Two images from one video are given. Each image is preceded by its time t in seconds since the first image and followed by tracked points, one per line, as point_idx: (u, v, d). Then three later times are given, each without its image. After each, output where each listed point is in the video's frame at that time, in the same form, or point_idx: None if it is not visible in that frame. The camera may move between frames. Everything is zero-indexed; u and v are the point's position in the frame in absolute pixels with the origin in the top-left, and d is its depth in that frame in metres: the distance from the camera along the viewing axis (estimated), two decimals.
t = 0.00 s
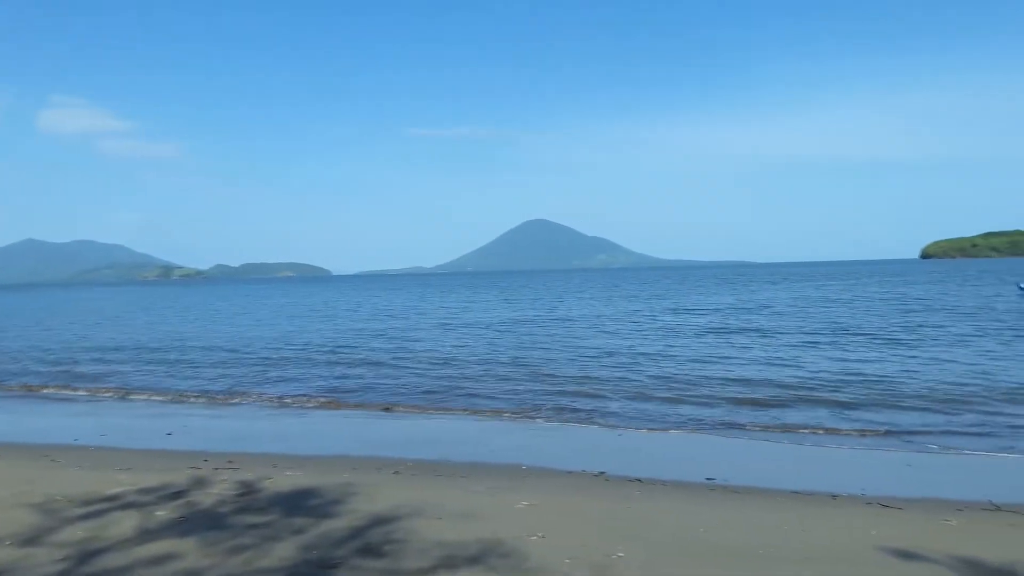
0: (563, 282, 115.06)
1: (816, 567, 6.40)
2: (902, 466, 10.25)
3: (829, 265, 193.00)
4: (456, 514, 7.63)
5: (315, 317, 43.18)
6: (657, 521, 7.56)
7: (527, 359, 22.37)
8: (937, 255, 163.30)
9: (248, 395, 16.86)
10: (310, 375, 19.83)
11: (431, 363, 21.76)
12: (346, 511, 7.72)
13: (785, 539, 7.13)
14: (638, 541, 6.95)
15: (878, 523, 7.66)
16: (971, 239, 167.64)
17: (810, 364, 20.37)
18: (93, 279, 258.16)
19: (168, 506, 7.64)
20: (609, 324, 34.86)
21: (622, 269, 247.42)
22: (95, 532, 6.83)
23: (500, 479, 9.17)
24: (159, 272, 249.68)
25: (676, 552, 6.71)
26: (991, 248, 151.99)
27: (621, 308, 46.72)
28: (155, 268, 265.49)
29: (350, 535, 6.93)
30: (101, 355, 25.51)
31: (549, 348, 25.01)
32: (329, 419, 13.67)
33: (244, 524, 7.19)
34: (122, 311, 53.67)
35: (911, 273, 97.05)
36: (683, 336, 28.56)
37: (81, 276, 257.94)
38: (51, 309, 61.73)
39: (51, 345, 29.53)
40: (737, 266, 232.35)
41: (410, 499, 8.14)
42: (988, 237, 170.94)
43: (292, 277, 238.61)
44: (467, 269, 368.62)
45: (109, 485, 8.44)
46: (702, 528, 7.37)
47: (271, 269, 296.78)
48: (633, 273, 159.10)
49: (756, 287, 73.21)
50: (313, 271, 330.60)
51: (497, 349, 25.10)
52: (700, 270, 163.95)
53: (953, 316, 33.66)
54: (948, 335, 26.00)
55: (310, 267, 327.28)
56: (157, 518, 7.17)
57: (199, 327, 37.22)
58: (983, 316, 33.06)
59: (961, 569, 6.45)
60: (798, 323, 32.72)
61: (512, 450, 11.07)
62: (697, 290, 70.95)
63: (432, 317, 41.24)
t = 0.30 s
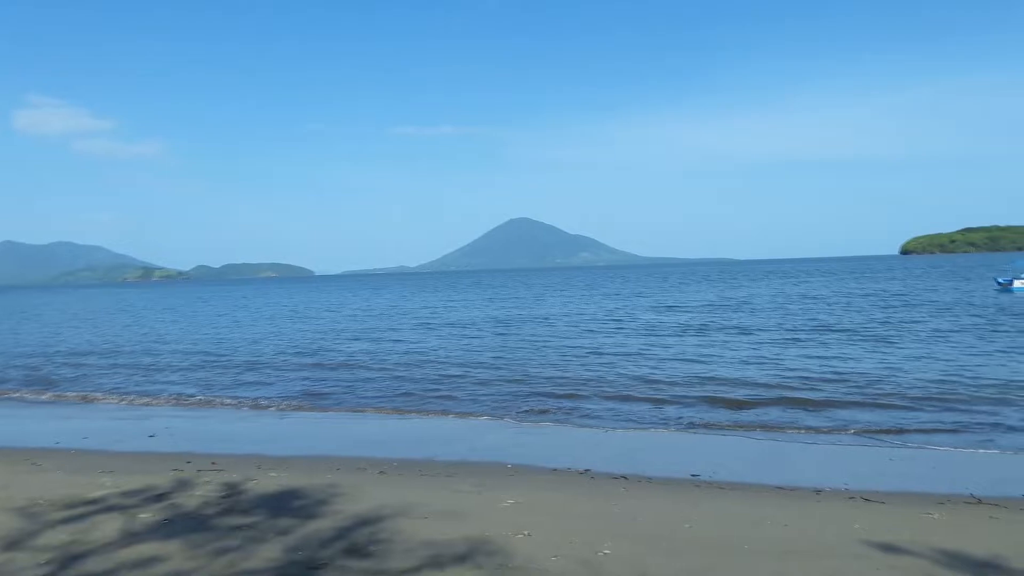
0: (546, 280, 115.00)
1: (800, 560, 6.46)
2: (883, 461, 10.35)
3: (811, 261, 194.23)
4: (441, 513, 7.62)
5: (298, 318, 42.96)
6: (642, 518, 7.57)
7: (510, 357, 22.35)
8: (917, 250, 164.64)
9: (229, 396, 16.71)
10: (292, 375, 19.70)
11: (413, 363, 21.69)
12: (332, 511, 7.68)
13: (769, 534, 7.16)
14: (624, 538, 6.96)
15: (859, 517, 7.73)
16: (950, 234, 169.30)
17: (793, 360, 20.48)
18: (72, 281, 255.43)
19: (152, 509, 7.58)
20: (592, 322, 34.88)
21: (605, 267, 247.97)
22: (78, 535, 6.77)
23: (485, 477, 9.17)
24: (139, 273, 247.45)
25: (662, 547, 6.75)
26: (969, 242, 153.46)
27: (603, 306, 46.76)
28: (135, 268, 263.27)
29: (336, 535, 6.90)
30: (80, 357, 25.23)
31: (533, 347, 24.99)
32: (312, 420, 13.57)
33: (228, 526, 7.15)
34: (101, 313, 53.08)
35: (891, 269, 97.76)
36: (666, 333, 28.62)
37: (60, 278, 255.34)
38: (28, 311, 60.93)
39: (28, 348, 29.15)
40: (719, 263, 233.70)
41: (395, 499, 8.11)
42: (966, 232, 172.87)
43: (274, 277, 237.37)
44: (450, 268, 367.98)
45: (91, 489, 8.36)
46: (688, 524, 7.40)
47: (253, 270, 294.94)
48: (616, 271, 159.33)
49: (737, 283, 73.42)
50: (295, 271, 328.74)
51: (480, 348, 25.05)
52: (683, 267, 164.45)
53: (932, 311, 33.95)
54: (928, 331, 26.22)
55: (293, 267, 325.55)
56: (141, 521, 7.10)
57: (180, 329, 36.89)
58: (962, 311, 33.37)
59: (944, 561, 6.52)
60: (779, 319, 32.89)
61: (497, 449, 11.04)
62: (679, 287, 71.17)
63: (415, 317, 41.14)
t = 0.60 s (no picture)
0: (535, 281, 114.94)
1: (790, 561, 6.47)
2: (871, 461, 10.39)
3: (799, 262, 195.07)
4: (431, 513, 7.60)
5: (286, 318, 42.79)
6: (633, 518, 7.57)
7: (499, 357, 22.35)
8: (904, 252, 165.43)
9: (217, 396, 16.63)
10: (280, 375, 19.63)
11: (401, 363, 21.65)
12: (322, 511, 7.65)
13: (758, 534, 7.18)
14: (614, 538, 6.95)
15: (848, 517, 7.75)
16: (936, 236, 170.25)
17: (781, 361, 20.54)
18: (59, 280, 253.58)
19: (139, 509, 7.53)
20: (580, 322, 34.92)
21: (594, 268, 248.19)
22: (64, 536, 6.71)
23: (475, 478, 9.15)
24: (126, 273, 245.89)
25: (651, 547, 6.75)
26: (956, 245, 154.38)
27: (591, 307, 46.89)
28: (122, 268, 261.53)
29: (326, 535, 6.88)
30: (66, 357, 25.03)
31: (522, 347, 24.97)
32: (302, 420, 13.53)
33: (216, 526, 7.10)
34: (86, 313, 52.61)
35: (877, 271, 98.26)
36: (655, 334, 28.64)
37: (46, 277, 253.57)
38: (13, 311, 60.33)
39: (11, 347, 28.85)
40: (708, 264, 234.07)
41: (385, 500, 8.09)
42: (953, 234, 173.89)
43: (263, 277, 236.49)
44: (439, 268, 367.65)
45: (77, 489, 8.29)
46: (677, 524, 7.42)
47: (241, 269, 293.67)
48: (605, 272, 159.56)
49: (724, 284, 73.60)
50: (284, 271, 327.74)
51: (468, 348, 25.04)
52: (672, 269, 164.73)
53: (918, 312, 34.18)
54: (915, 332, 26.36)
55: (281, 267, 324.37)
56: (129, 521, 7.06)
57: (166, 328, 36.65)
58: (948, 313, 33.54)
59: (931, 561, 6.54)
60: (767, 320, 33.03)
61: (486, 449, 11.05)
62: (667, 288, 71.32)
63: (404, 317, 41.05)
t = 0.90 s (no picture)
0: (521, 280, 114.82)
1: (776, 560, 6.51)
2: (857, 462, 10.45)
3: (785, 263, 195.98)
4: (419, 512, 7.60)
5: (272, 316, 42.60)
6: (620, 517, 7.59)
7: (485, 357, 22.35)
8: (890, 254, 166.38)
9: (201, 394, 16.52)
10: (264, 374, 19.51)
11: (387, 362, 21.59)
12: (308, 510, 7.63)
13: (745, 533, 7.21)
14: (601, 537, 6.96)
15: (833, 517, 7.80)
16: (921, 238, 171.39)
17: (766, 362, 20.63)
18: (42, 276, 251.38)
19: (125, 508, 7.48)
20: (567, 322, 34.97)
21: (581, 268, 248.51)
22: (49, 534, 6.66)
23: (463, 477, 9.14)
24: (111, 270, 243.98)
25: (639, 546, 6.77)
26: (941, 247, 155.50)
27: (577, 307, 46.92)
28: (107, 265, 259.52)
29: (313, 534, 6.86)
30: (48, 354, 24.81)
31: (510, 347, 24.95)
32: (286, 419, 13.47)
33: (202, 525, 7.07)
34: (68, 310, 52.10)
35: (861, 273, 98.77)
36: (641, 334, 28.69)
37: (30, 273, 251.33)
38: None
39: None
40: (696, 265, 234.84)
41: (372, 498, 8.08)
42: (938, 236, 175.11)
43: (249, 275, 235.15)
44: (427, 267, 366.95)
45: (61, 487, 8.22)
46: (665, 523, 7.44)
47: (227, 267, 292.09)
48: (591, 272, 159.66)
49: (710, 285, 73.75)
50: (271, 269, 326.40)
51: (454, 347, 25.02)
52: (658, 270, 165.02)
53: (902, 314, 34.41)
54: (900, 334, 26.52)
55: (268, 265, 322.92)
56: (114, 520, 7.02)
57: (149, 326, 36.36)
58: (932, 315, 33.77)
59: (916, 561, 6.59)
60: (753, 321, 33.16)
61: (473, 448, 11.05)
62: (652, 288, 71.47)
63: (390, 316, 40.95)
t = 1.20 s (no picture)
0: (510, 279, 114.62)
1: (763, 559, 6.54)
2: (845, 460, 10.50)
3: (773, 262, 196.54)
4: (408, 511, 7.59)
5: (261, 314, 42.41)
6: (609, 516, 7.61)
7: (473, 356, 22.31)
8: (877, 254, 167.46)
9: (188, 393, 16.41)
10: (251, 373, 19.39)
11: (374, 361, 21.49)
12: (297, 509, 7.61)
13: (733, 532, 7.24)
14: (590, 536, 6.97)
15: (821, 516, 7.84)
16: (908, 237, 172.40)
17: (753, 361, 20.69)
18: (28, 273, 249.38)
19: (112, 507, 7.45)
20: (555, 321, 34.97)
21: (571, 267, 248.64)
22: (35, 534, 6.62)
23: (452, 476, 9.12)
24: (98, 267, 242.35)
25: (627, 545, 6.78)
26: (927, 247, 156.56)
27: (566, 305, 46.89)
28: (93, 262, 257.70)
29: (301, 534, 6.85)
30: (32, 353, 24.57)
31: (499, 346, 24.93)
32: (273, 417, 13.39)
33: (190, 524, 7.04)
34: (53, 308, 51.64)
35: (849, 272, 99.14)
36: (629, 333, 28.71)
37: (16, 270, 249.51)
38: None
39: None
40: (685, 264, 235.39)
41: (362, 498, 8.06)
42: (925, 236, 176.21)
43: (239, 274, 234.54)
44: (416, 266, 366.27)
45: (48, 487, 8.16)
46: (654, 522, 7.46)
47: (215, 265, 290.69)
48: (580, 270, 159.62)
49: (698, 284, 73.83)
50: (259, 267, 325.10)
51: (442, 346, 24.98)
52: (647, 269, 165.17)
53: (888, 313, 34.59)
54: (886, 334, 26.67)
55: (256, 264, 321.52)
56: (102, 519, 6.99)
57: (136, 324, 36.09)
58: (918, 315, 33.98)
59: (901, 559, 6.64)
60: (740, 320, 33.25)
61: (462, 447, 11.02)
62: (641, 287, 71.53)
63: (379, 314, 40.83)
